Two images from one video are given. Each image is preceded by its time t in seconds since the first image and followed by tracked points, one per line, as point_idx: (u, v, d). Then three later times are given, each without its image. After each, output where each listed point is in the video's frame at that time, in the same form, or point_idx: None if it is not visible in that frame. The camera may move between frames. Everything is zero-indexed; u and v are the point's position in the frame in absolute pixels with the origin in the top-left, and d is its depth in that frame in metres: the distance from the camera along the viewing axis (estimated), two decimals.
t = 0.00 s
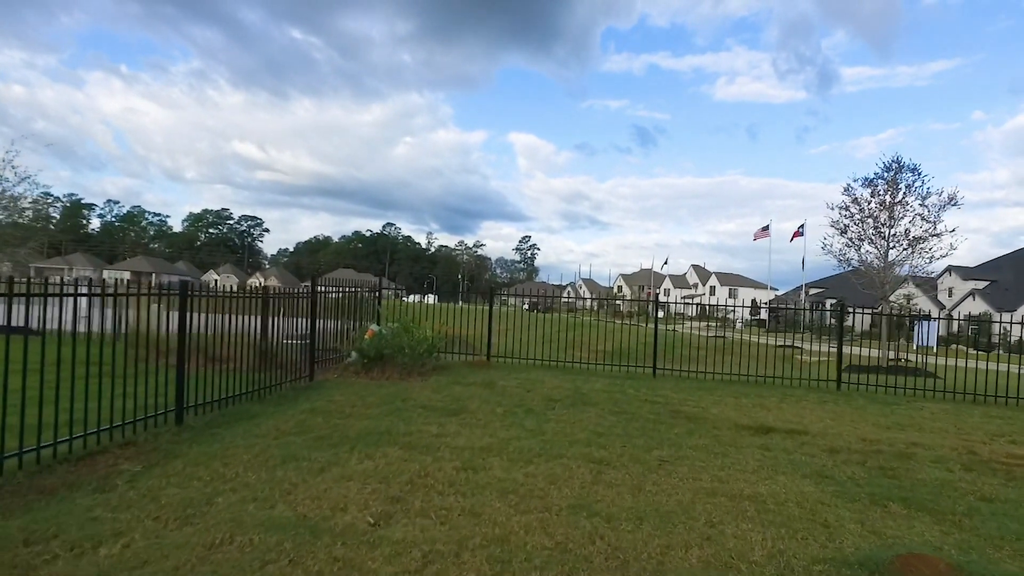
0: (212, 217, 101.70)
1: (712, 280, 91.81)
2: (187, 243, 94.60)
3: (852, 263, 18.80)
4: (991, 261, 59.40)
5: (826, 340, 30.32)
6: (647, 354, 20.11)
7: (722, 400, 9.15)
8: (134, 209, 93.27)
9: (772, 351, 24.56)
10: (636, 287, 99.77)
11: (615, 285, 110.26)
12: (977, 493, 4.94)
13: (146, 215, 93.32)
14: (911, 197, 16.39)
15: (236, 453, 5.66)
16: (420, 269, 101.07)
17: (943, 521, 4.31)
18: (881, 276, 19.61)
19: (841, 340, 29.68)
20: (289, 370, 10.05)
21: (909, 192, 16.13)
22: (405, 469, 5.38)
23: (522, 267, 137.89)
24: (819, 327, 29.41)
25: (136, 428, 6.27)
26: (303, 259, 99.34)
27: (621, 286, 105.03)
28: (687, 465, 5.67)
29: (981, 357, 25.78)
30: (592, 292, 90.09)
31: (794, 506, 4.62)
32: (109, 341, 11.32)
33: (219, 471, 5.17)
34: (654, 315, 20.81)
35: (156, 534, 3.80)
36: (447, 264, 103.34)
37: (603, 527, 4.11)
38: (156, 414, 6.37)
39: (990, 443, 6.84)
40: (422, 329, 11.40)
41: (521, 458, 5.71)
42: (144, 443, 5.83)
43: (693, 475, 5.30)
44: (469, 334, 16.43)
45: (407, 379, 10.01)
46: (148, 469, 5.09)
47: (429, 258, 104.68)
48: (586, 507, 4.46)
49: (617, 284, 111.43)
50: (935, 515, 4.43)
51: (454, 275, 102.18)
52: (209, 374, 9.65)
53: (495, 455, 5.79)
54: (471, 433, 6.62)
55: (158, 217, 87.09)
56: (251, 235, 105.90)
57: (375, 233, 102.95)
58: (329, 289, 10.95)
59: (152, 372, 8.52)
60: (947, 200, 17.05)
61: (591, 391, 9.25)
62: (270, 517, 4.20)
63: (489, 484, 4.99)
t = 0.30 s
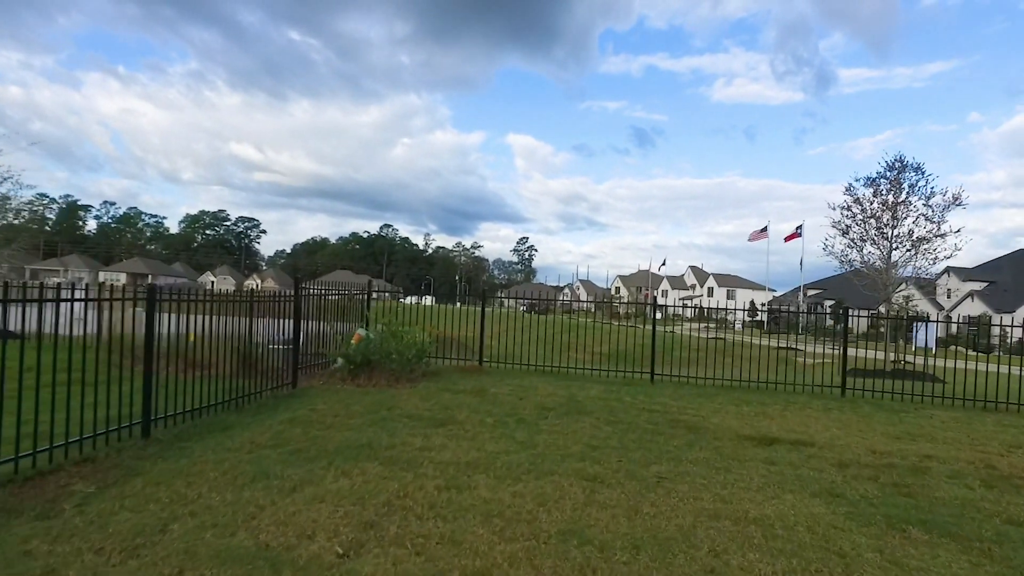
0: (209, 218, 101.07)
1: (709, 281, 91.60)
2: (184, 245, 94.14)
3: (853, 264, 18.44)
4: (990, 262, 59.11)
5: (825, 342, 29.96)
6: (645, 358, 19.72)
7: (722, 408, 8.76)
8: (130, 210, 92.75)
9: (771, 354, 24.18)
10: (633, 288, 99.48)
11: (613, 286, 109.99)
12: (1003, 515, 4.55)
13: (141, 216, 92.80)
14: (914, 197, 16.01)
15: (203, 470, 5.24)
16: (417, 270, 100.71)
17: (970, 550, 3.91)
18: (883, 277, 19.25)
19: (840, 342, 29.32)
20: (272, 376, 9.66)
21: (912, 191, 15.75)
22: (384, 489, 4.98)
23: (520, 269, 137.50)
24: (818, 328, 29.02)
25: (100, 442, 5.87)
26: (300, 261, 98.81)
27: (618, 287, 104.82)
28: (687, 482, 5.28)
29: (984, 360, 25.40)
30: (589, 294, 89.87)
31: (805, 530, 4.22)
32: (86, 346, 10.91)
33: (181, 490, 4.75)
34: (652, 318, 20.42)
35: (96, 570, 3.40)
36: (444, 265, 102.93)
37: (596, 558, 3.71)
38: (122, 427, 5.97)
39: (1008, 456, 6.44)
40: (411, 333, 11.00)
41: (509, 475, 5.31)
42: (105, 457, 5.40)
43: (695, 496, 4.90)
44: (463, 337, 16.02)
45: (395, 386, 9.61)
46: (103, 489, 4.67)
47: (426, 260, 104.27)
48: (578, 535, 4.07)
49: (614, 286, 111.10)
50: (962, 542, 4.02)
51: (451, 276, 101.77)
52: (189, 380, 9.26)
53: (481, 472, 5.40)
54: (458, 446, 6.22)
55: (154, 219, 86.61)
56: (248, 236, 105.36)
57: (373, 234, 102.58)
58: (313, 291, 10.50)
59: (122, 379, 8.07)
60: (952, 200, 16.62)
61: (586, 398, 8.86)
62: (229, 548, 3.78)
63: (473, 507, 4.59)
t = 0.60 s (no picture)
0: (204, 220, 100.49)
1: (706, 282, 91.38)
2: (179, 246, 93.59)
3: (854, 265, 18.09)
4: (988, 264, 58.92)
5: (823, 344, 29.63)
6: (641, 359, 19.34)
7: (721, 414, 8.37)
8: (125, 212, 92.17)
9: (769, 356, 23.84)
10: (630, 290, 99.19)
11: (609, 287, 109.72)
12: None
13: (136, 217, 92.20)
14: (917, 195, 15.66)
15: (164, 484, 4.81)
16: (414, 272, 100.33)
17: None
18: (884, 278, 18.91)
19: (839, 343, 28.99)
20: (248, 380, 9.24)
21: (915, 190, 15.40)
22: (357, 506, 4.57)
23: (517, 270, 137.13)
24: (816, 330, 28.69)
25: (54, 453, 5.44)
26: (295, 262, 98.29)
27: (615, 289, 104.53)
28: (687, 498, 4.89)
29: (984, 362, 25.08)
30: (586, 296, 89.61)
31: (818, 553, 3.83)
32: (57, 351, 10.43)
33: (135, 507, 4.33)
34: (648, 319, 20.05)
35: None
36: (441, 267, 102.52)
37: None
38: (78, 437, 5.55)
39: None
40: (398, 335, 10.62)
41: (495, 490, 4.91)
42: (58, 470, 4.96)
43: (697, 513, 4.50)
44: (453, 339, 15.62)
45: (381, 391, 9.20)
46: (48, 507, 4.25)
47: (422, 262, 103.88)
48: (569, 561, 3.66)
49: (611, 287, 110.81)
50: (993, 568, 3.63)
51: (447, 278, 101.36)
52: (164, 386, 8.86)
53: (465, 487, 5.00)
54: (441, 457, 5.82)
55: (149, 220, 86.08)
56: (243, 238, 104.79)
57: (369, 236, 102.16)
58: (294, 293, 10.06)
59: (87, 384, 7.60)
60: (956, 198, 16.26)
61: (580, 404, 8.47)
62: None
63: (453, 526, 4.18)
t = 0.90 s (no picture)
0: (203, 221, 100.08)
1: (706, 284, 91.05)
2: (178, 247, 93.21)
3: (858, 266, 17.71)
4: (989, 265, 58.57)
5: (824, 345, 29.26)
6: (640, 362, 18.96)
7: (724, 424, 7.98)
8: (125, 213, 92.00)
9: (770, 358, 23.46)
10: (630, 291, 98.82)
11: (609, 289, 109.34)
12: None
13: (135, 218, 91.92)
14: (923, 195, 15.25)
15: (120, 506, 4.40)
16: (412, 273, 99.95)
17: None
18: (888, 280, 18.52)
19: (840, 345, 28.60)
20: (228, 388, 8.80)
21: (921, 189, 15.00)
22: (329, 533, 4.17)
23: (516, 272, 136.86)
24: (816, 332, 28.32)
25: (5, 471, 5.00)
26: (293, 263, 97.90)
27: (615, 291, 104.21)
28: (690, 522, 4.48)
29: (988, 365, 24.69)
30: (585, 297, 89.18)
31: None
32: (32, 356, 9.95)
33: (82, 534, 3.91)
34: (648, 322, 19.65)
35: None
36: (440, 268, 102.13)
37: None
38: (30, 455, 5.10)
39: None
40: (388, 340, 10.22)
41: (481, 514, 4.51)
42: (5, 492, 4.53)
43: (701, 542, 4.10)
44: (447, 342, 15.21)
45: (369, 400, 8.79)
46: None
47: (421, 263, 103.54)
48: None
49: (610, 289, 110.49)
50: None
51: (446, 279, 100.98)
52: (140, 394, 8.43)
53: (448, 511, 4.58)
54: (426, 476, 5.41)
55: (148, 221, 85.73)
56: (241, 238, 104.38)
57: (368, 237, 101.93)
58: (279, 296, 9.59)
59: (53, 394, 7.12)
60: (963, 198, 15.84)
61: (576, 413, 8.07)
62: None
63: (432, 558, 3.78)
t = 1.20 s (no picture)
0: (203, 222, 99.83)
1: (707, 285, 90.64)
2: (178, 248, 92.97)
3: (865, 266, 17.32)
4: (992, 266, 58.17)
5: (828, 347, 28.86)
6: (641, 364, 18.58)
7: (730, 430, 7.59)
8: (125, 215, 91.89)
9: (774, 360, 23.07)
10: (631, 292, 98.44)
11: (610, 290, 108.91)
12: None
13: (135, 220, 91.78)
14: (933, 193, 14.86)
15: (76, 523, 4.03)
16: (412, 274, 99.63)
17: None
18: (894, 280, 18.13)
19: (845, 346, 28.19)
20: (210, 392, 8.39)
21: (931, 187, 14.61)
22: (303, 554, 3.79)
23: (516, 273, 136.52)
24: (820, 333, 27.91)
25: None
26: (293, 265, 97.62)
27: (615, 292, 103.81)
28: (699, 542, 4.10)
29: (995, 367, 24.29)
30: (585, 298, 88.85)
31: None
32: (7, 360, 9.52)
33: (27, 558, 3.54)
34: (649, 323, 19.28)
35: None
36: (440, 269, 101.77)
37: None
38: None
39: None
40: (380, 341, 9.85)
41: (471, 533, 4.12)
42: None
43: (713, 564, 3.72)
44: (444, 343, 14.81)
45: (359, 404, 8.42)
46: None
47: (422, 264, 103.23)
48: None
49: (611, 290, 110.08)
50: None
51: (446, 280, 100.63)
52: (118, 398, 8.03)
53: (435, 529, 4.20)
54: (413, 488, 5.04)
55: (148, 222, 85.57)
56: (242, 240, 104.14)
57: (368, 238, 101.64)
58: (266, 296, 9.17)
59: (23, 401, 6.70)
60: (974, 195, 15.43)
61: (575, 419, 7.69)
62: None
63: None
